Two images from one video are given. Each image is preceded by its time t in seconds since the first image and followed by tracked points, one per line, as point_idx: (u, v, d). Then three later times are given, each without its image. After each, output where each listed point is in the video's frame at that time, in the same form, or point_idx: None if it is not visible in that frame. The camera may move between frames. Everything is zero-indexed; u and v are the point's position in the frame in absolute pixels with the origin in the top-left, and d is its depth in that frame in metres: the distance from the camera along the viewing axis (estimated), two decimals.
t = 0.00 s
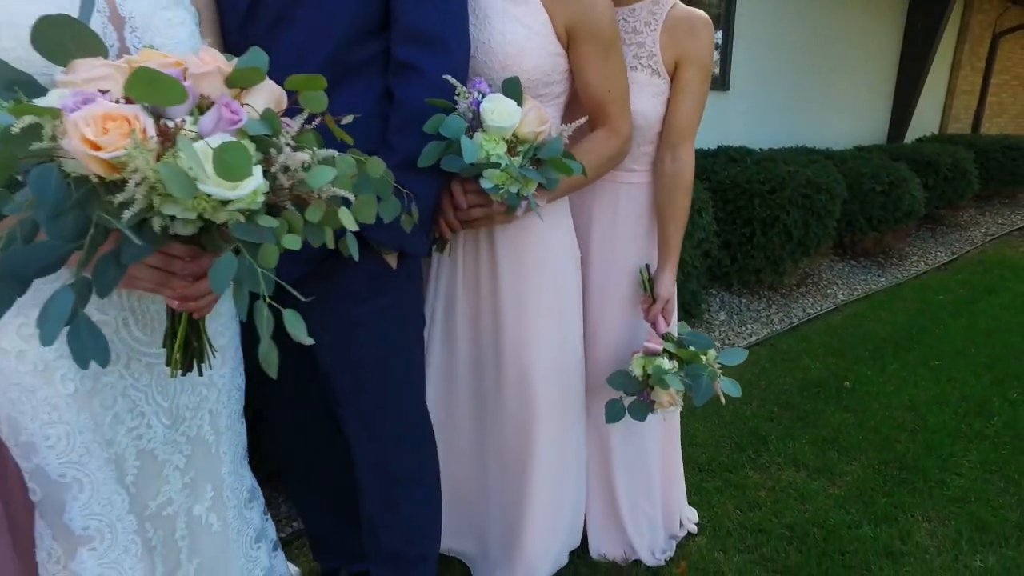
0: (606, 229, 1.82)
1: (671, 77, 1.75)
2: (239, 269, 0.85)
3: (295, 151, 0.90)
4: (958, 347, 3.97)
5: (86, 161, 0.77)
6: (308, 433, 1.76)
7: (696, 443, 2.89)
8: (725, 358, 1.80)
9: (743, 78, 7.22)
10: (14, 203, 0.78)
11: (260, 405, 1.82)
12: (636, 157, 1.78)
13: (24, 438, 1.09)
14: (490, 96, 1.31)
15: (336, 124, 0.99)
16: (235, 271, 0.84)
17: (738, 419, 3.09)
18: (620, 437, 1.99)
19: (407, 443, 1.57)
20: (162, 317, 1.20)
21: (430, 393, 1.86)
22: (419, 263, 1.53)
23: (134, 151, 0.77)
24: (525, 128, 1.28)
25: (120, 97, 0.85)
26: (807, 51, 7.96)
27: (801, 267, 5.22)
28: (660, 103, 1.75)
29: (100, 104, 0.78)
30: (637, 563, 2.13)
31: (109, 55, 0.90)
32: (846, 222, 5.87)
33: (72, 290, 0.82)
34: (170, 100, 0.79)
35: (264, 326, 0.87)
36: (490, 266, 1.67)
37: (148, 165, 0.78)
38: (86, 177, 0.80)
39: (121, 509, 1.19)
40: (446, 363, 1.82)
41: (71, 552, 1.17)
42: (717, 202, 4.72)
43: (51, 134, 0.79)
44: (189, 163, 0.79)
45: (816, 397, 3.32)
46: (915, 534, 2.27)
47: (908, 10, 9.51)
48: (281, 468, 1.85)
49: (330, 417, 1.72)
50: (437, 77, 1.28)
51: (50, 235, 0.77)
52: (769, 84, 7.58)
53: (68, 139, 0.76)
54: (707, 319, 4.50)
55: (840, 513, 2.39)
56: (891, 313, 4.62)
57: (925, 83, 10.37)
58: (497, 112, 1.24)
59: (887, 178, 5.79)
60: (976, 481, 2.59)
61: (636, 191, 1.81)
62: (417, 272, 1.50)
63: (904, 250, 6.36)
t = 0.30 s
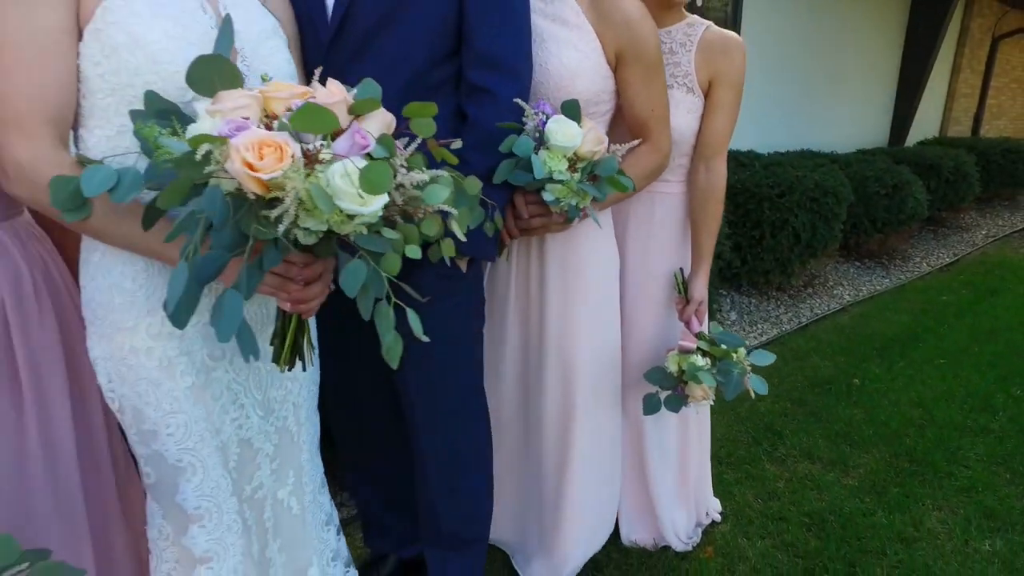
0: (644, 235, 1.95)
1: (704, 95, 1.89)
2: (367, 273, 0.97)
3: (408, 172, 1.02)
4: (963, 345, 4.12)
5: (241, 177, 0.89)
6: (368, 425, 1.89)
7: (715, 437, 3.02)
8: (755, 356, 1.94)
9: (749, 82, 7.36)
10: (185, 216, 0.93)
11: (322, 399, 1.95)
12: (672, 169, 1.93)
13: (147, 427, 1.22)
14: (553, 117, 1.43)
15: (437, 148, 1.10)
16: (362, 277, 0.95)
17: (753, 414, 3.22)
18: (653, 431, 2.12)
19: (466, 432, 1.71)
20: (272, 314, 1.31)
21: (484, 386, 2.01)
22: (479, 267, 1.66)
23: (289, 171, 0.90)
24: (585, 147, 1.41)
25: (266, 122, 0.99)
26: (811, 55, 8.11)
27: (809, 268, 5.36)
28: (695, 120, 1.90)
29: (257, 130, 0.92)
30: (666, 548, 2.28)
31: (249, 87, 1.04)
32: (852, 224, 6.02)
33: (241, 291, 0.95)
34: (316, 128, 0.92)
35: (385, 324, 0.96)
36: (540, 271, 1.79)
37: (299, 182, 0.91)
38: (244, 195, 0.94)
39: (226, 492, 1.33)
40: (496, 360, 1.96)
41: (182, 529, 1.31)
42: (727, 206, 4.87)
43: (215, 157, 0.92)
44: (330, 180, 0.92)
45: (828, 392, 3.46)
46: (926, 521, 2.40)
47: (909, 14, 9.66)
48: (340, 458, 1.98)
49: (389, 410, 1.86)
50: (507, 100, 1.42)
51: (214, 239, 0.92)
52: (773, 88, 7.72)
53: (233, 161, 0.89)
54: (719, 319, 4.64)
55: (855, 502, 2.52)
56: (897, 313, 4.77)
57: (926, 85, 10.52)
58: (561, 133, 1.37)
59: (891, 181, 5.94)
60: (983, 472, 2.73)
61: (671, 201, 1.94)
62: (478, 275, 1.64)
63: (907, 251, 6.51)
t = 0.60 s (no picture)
0: (679, 230, 2.10)
1: (737, 102, 2.08)
2: (475, 262, 1.08)
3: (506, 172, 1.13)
4: (966, 338, 4.29)
5: (371, 179, 1.02)
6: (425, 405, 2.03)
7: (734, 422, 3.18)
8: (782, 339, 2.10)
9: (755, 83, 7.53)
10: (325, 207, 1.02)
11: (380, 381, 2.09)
12: (706, 168, 2.10)
13: (257, 396, 1.33)
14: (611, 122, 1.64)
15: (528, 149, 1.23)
16: (474, 264, 1.07)
17: (769, 401, 3.38)
18: (685, 412, 2.27)
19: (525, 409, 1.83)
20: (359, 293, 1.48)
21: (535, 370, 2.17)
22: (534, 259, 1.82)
23: (414, 174, 1.03)
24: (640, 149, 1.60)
25: (384, 130, 1.11)
26: (815, 57, 8.29)
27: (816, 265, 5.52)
28: (727, 124, 2.07)
29: (384, 138, 1.04)
30: (694, 522, 2.43)
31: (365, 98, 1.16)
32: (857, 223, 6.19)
33: (377, 275, 1.05)
34: (435, 136, 1.04)
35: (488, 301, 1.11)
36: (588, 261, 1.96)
37: (423, 182, 1.04)
38: (372, 193, 1.06)
39: (322, 457, 1.43)
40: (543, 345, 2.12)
41: (282, 490, 1.42)
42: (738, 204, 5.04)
43: (350, 162, 1.05)
44: (446, 180, 1.03)
45: (839, 381, 3.62)
46: (935, 497, 2.56)
47: (910, 16, 9.86)
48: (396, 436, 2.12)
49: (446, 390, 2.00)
50: (570, 106, 1.58)
51: (350, 233, 1.03)
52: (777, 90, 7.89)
53: (364, 165, 1.02)
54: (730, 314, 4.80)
55: (869, 480, 2.67)
56: (901, 308, 4.94)
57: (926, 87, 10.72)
58: (621, 135, 1.55)
59: (895, 181, 6.12)
60: (989, 454, 2.90)
61: (705, 198, 2.11)
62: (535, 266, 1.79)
63: (910, 249, 6.68)
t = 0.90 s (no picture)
0: (707, 222, 2.24)
1: (762, 103, 2.21)
2: (554, 250, 1.26)
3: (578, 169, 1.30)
4: (969, 331, 4.43)
5: (466, 175, 1.17)
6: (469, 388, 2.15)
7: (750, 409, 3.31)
8: (804, 324, 2.24)
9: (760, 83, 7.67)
10: (421, 203, 1.18)
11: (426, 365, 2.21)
12: (730, 165, 2.24)
13: (341, 372, 1.47)
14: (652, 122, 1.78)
15: (594, 147, 1.39)
16: (556, 251, 1.24)
17: (781, 390, 3.50)
18: (710, 395, 2.42)
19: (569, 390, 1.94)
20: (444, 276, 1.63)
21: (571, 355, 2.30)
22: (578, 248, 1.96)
23: (505, 170, 1.18)
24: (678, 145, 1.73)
25: (472, 130, 1.25)
26: (818, 58, 8.45)
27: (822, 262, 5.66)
28: (753, 124, 2.21)
29: (477, 138, 1.19)
30: (719, 502, 2.54)
31: (450, 101, 1.30)
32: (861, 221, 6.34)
33: (472, 259, 1.21)
34: (524, 136, 1.20)
35: (566, 284, 1.27)
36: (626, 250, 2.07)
37: (512, 177, 1.19)
38: (465, 187, 1.21)
39: (395, 430, 1.57)
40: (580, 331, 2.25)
41: (359, 461, 1.56)
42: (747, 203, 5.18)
43: (448, 159, 1.20)
44: (532, 175, 1.18)
45: (848, 371, 3.76)
46: (945, 477, 2.68)
47: (912, 18, 10.02)
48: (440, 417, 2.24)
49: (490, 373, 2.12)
50: (616, 107, 1.70)
51: (447, 222, 1.19)
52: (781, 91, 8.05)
53: (460, 161, 1.17)
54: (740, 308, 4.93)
55: (882, 462, 2.79)
56: (906, 303, 5.09)
57: (927, 88, 10.88)
58: (663, 131, 1.68)
59: (898, 180, 6.28)
60: (994, 438, 3.03)
61: (731, 192, 2.25)
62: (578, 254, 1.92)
63: (912, 247, 6.83)
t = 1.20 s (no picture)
0: (720, 219, 2.36)
1: (772, 106, 2.34)
2: (588, 238, 1.39)
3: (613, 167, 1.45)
4: (968, 327, 4.56)
5: (513, 169, 1.32)
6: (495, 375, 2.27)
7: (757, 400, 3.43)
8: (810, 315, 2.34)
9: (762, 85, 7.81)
10: (473, 194, 1.34)
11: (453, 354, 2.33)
12: (741, 165, 2.36)
13: (389, 355, 1.59)
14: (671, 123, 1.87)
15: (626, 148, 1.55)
16: (589, 240, 1.37)
17: (787, 382, 3.63)
18: (722, 383, 2.54)
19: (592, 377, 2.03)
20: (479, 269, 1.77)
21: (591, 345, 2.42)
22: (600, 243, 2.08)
23: (549, 166, 1.33)
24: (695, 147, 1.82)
25: (516, 130, 1.38)
26: (819, 60, 8.60)
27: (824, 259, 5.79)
28: (763, 127, 2.34)
29: (524, 137, 1.33)
30: (729, 485, 2.65)
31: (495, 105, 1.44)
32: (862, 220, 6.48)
33: (511, 245, 1.34)
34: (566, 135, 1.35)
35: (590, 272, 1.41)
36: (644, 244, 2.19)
37: (556, 173, 1.34)
38: (513, 181, 1.36)
39: (436, 410, 1.68)
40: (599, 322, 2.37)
41: (403, 439, 1.67)
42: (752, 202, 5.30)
43: (499, 156, 1.34)
44: (573, 171, 1.33)
45: (851, 364, 3.89)
46: (944, 463, 2.79)
47: (911, 21, 10.17)
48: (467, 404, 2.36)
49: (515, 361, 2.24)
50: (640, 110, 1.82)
51: (495, 212, 1.35)
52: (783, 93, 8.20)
53: (510, 159, 1.31)
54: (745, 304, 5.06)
55: (885, 449, 2.90)
56: (907, 300, 5.21)
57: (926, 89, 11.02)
58: (681, 134, 1.77)
59: (898, 180, 6.41)
60: (993, 426, 3.15)
61: (743, 190, 2.37)
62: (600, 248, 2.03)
63: (912, 246, 6.97)
